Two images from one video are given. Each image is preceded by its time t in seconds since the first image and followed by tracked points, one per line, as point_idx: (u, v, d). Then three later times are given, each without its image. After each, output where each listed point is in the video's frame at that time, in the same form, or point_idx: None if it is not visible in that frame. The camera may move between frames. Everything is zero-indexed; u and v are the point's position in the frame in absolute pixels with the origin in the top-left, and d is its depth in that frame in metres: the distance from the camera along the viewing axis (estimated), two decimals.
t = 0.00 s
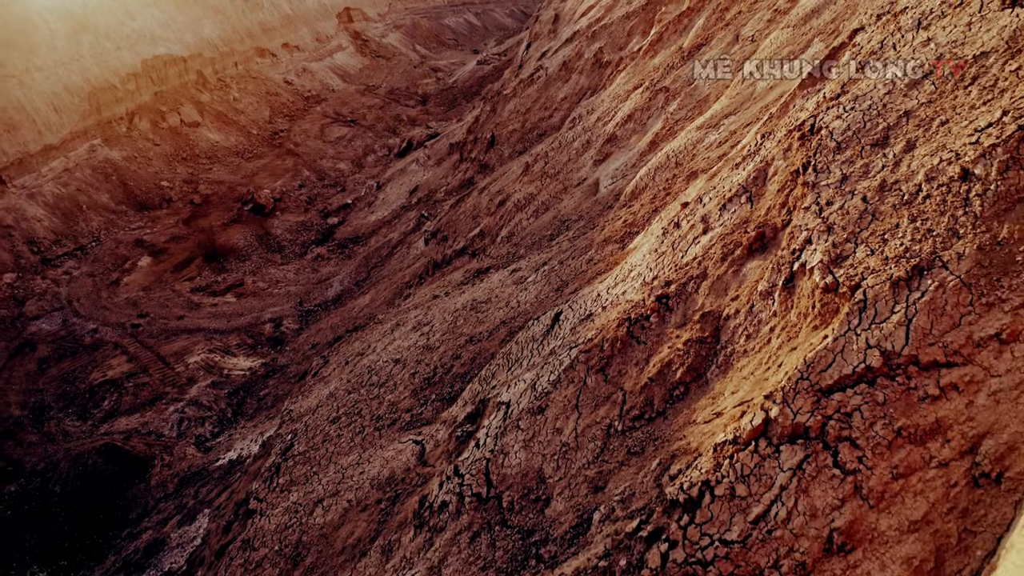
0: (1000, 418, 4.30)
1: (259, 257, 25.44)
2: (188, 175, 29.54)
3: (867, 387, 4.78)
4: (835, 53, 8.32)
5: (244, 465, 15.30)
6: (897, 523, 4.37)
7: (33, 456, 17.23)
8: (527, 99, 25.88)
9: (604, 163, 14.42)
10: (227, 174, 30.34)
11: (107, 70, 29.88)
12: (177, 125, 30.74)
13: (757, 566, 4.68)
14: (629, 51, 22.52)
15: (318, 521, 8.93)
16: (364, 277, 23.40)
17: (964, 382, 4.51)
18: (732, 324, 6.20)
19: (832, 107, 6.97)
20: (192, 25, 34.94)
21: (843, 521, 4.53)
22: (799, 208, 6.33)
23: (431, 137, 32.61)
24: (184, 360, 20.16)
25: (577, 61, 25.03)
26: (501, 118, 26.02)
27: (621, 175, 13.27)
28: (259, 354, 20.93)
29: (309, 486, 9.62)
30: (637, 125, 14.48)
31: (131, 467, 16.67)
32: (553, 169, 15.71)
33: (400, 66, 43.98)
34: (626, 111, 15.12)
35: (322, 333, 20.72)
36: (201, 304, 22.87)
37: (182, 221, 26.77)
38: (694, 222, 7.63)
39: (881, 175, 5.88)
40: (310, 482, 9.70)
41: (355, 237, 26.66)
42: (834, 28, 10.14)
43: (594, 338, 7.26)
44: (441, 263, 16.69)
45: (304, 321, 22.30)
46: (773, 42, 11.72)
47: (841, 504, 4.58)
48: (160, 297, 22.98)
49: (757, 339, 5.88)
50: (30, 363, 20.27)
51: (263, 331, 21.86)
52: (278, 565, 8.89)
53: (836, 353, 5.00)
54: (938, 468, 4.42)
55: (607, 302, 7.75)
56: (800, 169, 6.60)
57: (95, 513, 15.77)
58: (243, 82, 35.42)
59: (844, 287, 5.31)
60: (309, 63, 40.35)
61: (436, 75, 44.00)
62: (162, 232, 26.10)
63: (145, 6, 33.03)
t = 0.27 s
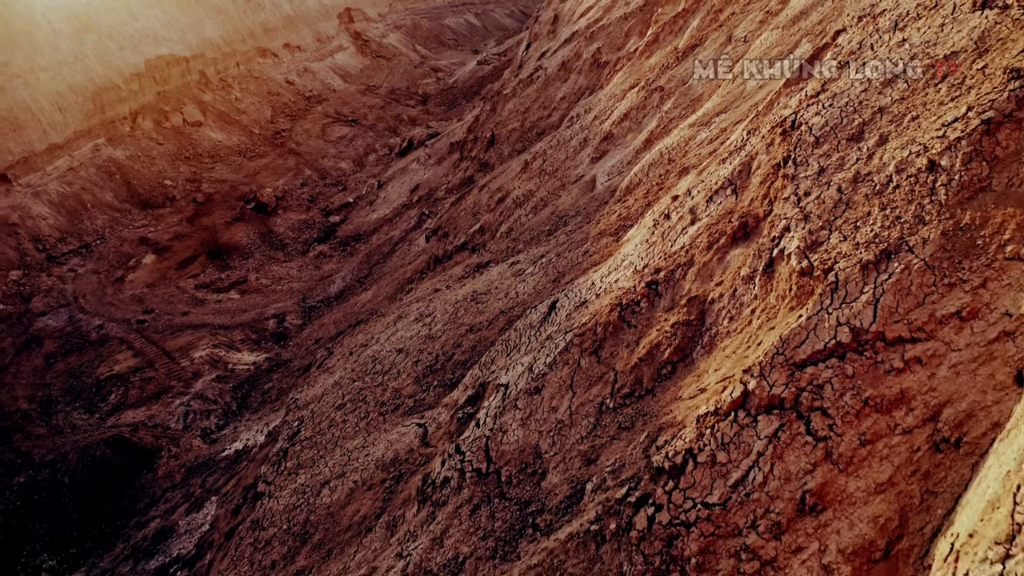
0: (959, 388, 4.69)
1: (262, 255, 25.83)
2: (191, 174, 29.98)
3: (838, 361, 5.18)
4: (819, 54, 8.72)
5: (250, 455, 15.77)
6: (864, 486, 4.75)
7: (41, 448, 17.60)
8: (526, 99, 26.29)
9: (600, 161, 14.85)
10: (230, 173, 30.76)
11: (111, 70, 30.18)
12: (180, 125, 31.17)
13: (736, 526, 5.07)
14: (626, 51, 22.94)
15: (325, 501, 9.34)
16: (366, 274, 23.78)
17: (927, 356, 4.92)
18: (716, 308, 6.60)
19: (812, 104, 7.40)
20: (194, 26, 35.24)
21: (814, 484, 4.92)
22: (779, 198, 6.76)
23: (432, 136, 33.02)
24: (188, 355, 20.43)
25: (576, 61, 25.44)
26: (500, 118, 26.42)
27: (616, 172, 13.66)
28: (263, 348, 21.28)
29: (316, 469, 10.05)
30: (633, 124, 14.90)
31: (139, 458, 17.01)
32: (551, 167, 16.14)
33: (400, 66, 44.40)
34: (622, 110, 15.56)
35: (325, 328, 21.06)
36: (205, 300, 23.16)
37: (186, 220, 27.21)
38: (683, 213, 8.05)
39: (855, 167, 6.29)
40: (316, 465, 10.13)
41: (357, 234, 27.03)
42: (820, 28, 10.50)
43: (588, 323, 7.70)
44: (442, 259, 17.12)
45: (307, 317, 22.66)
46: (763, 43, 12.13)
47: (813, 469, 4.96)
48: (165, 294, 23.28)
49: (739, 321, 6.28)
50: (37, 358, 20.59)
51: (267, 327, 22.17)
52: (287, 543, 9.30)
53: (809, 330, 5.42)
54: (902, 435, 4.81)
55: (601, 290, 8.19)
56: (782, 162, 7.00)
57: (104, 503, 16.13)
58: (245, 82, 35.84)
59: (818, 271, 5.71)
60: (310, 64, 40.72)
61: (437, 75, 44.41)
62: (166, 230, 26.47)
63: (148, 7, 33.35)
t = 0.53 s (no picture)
0: (924, 363, 5.06)
1: (265, 252, 26.18)
2: (194, 174, 30.05)
3: (813, 338, 5.58)
4: (803, 54, 9.13)
5: (256, 446, 16.21)
6: (837, 454, 5.15)
7: (50, 441, 18.03)
8: (526, 98, 26.69)
9: (597, 158, 15.25)
10: (233, 173, 30.85)
11: (114, 70, 30.79)
12: (183, 125, 31.19)
13: (718, 493, 5.47)
14: (624, 52, 23.32)
15: (331, 483, 9.74)
16: (368, 271, 24.15)
17: (894, 334, 5.30)
18: (702, 293, 7.01)
19: (794, 102, 7.81)
20: (197, 26, 35.96)
21: (790, 452, 5.32)
22: (762, 190, 7.16)
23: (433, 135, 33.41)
24: (193, 350, 20.76)
25: (574, 61, 25.84)
26: (500, 117, 26.81)
27: (612, 169, 14.06)
28: (267, 343, 21.66)
29: (323, 453, 10.47)
30: (628, 123, 15.32)
31: (146, 450, 17.33)
32: (549, 164, 16.55)
33: (401, 66, 44.79)
34: (619, 109, 15.98)
35: (328, 323, 21.43)
36: (210, 296, 23.48)
37: (190, 219, 27.34)
38: (673, 206, 8.46)
39: (833, 160, 6.70)
40: (323, 449, 10.54)
41: (358, 232, 27.42)
42: (808, 30, 10.87)
43: (582, 310, 8.12)
44: (443, 254, 17.53)
45: (310, 313, 23.01)
46: (754, 44, 12.53)
47: (789, 438, 5.36)
48: (169, 290, 23.59)
49: (723, 305, 6.67)
50: (45, 353, 20.94)
51: (271, 322, 22.52)
52: (295, 523, 9.71)
53: (786, 311, 5.83)
54: (871, 406, 5.19)
55: (595, 279, 8.61)
56: (765, 156, 7.43)
57: (111, 493, 16.47)
58: (247, 82, 35.77)
59: (795, 256, 6.12)
60: (310, 64, 40.73)
61: (437, 75, 44.83)
62: (170, 229, 26.62)
63: (152, 8, 34.21)
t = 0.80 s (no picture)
0: (893, 340, 5.41)
1: (268, 250, 26.54)
2: (197, 172, 30.39)
3: (790, 320, 5.98)
4: (790, 55, 9.52)
5: (262, 437, 16.61)
6: (812, 426, 5.51)
7: (58, 434, 18.34)
8: (525, 98, 27.09)
9: (594, 156, 15.64)
10: (235, 172, 31.19)
11: (118, 70, 31.20)
12: (185, 125, 31.53)
13: (703, 463, 5.86)
14: (622, 52, 23.71)
15: (338, 466, 10.14)
16: (369, 268, 24.52)
17: (866, 315, 5.66)
18: (690, 280, 7.41)
19: (778, 100, 8.24)
20: (198, 27, 36.43)
21: (769, 425, 5.71)
22: (746, 182, 7.58)
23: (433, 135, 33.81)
24: (198, 345, 21.08)
25: (573, 62, 26.24)
26: (500, 117, 27.22)
27: (609, 166, 14.45)
28: (270, 338, 22.01)
29: (329, 438, 10.88)
30: (625, 121, 15.71)
31: (153, 442, 17.67)
32: (548, 162, 16.95)
33: (401, 66, 45.18)
34: (616, 108, 16.38)
35: (331, 319, 21.80)
36: (213, 293, 23.84)
37: (192, 217, 27.86)
38: (665, 199, 8.88)
39: (813, 154, 7.11)
40: (329, 435, 10.96)
41: (360, 230, 27.77)
42: (797, 31, 11.24)
43: (578, 298, 8.55)
44: (444, 250, 17.92)
45: (312, 309, 23.35)
46: (745, 44, 12.94)
47: (768, 412, 5.76)
48: (174, 287, 23.94)
49: (710, 291, 7.06)
50: (51, 348, 21.19)
51: (275, 318, 22.87)
52: (302, 504, 10.14)
53: (767, 294, 6.23)
54: (845, 382, 5.55)
55: (590, 268, 9.05)
56: (750, 151, 7.85)
57: (119, 484, 16.78)
58: (248, 82, 36.16)
59: (775, 244, 6.53)
60: (311, 64, 41.08)
61: (437, 75, 45.23)
62: (173, 227, 27.05)
63: (155, 10, 34.75)
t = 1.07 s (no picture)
0: (867, 321, 5.75)
1: (271, 248, 26.91)
2: (200, 171, 30.83)
3: (772, 304, 6.38)
4: (779, 55, 9.91)
5: (268, 428, 17.02)
6: (791, 402, 5.90)
7: (66, 427, 18.62)
8: (525, 98, 27.49)
9: (592, 154, 16.03)
10: (238, 171, 31.66)
11: (122, 70, 31.49)
12: (188, 124, 32.01)
13: (689, 437, 6.26)
14: (620, 52, 24.12)
15: (344, 450, 10.55)
16: (371, 265, 24.93)
17: (842, 299, 6.02)
18: (680, 269, 7.82)
19: (765, 98, 8.66)
20: (201, 27, 36.79)
21: (751, 401, 6.10)
22: (733, 177, 7.99)
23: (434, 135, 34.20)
24: (203, 340, 21.42)
25: (572, 62, 26.64)
26: (500, 116, 27.62)
27: (605, 163, 14.82)
28: (274, 334, 22.37)
29: (335, 425, 11.29)
30: (622, 120, 16.10)
31: (159, 435, 18.02)
32: (546, 161, 17.35)
33: (402, 66, 45.59)
34: (613, 107, 16.77)
35: (333, 315, 22.18)
36: (217, 290, 24.20)
37: (196, 215, 28.28)
38: (657, 193, 9.28)
39: (796, 149, 7.51)
40: (335, 422, 11.37)
41: (362, 228, 28.16)
42: (787, 32, 11.62)
43: (573, 288, 8.95)
44: (446, 246, 18.32)
45: (315, 305, 23.75)
46: (737, 45, 13.34)
47: (750, 389, 6.15)
48: (179, 284, 24.30)
49: (698, 279, 7.46)
50: (58, 344, 21.45)
51: (278, 314, 23.25)
52: (310, 487, 10.56)
53: (750, 281, 6.62)
54: (822, 360, 5.91)
55: (586, 259, 9.47)
56: (737, 147, 8.27)
57: (127, 476, 17.18)
58: (251, 82, 36.75)
59: (758, 234, 6.94)
60: (312, 64, 41.59)
61: (438, 75, 45.64)
62: (176, 225, 27.44)
63: (158, 10, 35.01)
